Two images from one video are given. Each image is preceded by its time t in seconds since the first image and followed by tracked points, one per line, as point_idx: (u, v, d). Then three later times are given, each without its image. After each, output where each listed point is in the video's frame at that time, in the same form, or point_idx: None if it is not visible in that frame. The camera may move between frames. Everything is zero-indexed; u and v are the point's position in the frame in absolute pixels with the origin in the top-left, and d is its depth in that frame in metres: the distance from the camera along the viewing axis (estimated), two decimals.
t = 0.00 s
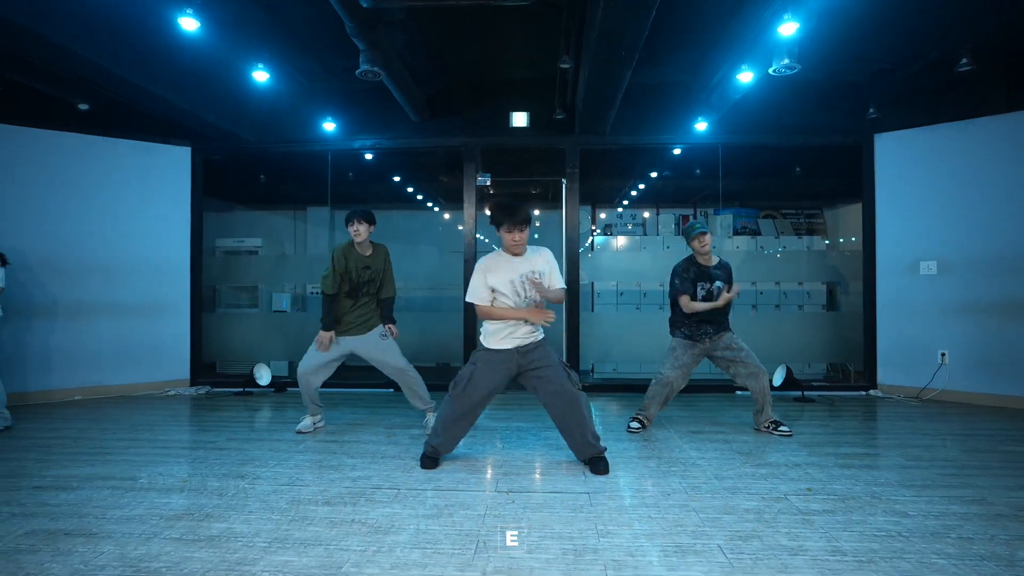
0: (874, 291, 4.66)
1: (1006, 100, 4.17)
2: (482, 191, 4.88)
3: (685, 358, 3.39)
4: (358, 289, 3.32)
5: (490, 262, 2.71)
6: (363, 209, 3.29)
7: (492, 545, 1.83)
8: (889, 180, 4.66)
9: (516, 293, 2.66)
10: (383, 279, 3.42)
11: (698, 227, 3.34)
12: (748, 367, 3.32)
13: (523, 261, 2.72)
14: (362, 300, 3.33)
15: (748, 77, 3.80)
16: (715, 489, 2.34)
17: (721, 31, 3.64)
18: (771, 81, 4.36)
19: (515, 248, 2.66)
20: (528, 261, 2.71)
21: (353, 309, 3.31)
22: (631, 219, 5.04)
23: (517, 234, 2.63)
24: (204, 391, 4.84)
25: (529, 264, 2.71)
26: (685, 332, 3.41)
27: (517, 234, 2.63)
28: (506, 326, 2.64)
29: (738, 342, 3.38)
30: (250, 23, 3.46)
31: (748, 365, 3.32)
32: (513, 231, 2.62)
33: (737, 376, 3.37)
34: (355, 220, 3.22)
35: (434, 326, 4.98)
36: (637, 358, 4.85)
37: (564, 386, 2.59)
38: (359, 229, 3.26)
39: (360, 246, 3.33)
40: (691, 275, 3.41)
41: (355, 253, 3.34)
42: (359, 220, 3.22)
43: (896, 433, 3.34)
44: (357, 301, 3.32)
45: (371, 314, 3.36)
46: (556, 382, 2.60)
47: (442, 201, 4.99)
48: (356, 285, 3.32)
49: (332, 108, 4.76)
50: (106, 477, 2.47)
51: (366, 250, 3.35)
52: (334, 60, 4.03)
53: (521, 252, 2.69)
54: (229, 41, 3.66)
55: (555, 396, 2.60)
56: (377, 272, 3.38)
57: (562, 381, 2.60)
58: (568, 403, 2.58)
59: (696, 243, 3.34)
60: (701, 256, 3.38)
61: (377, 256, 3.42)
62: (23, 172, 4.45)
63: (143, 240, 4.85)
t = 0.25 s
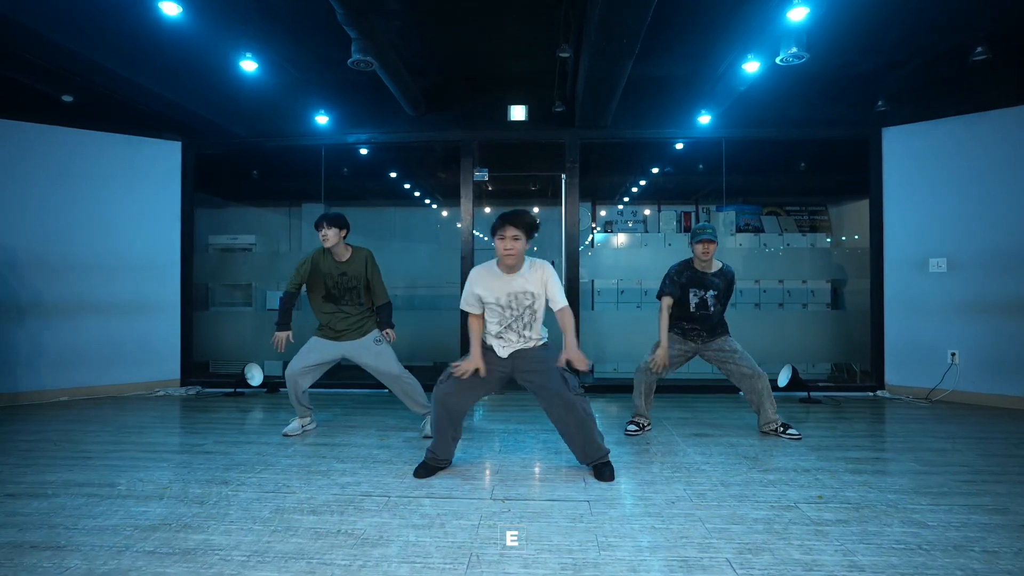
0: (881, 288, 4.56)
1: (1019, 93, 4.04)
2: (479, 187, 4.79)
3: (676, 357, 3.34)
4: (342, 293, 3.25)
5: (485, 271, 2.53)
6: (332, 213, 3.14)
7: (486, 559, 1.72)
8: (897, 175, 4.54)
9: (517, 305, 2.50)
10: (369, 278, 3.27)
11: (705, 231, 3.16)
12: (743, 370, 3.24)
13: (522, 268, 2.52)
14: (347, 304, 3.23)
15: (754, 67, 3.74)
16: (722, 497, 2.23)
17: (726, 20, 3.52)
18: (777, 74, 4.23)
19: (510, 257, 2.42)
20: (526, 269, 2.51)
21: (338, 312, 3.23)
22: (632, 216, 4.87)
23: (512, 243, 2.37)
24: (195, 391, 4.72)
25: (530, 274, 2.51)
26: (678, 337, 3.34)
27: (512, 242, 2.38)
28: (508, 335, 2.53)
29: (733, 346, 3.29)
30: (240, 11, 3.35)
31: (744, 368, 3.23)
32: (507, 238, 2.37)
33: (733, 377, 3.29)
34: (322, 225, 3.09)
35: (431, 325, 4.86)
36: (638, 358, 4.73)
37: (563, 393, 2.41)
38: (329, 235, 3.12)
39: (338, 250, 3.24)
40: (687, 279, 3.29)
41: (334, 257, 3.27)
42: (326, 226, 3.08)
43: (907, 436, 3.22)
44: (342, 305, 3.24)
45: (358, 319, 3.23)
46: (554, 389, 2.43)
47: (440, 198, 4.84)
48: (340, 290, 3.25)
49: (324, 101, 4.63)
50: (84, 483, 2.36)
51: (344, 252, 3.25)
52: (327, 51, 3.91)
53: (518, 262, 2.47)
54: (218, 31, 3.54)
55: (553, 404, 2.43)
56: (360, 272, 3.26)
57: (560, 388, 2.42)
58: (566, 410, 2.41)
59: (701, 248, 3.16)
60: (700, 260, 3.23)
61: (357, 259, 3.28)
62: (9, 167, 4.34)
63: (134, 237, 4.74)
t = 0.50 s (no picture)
0: (887, 288, 4.48)
1: None
2: (478, 185, 4.68)
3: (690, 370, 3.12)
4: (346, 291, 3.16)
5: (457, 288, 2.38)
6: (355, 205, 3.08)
7: None
8: (904, 174, 4.45)
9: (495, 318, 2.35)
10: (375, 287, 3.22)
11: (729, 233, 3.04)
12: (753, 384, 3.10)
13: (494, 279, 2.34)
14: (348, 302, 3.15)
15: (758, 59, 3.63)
16: (728, 507, 2.13)
17: (730, 13, 3.42)
18: (782, 69, 4.14)
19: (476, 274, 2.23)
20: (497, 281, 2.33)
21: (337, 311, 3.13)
22: (633, 215, 4.75)
23: (477, 259, 2.20)
24: (187, 393, 4.63)
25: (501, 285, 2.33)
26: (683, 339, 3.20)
27: (475, 257, 2.20)
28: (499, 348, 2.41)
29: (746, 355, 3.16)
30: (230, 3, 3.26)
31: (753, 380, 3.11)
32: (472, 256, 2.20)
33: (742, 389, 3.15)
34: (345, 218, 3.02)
35: (428, 326, 4.76)
36: (640, 360, 4.63)
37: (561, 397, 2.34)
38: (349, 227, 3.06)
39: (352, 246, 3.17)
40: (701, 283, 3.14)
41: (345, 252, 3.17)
42: (348, 217, 3.02)
43: (917, 441, 3.13)
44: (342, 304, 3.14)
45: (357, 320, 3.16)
46: (550, 392, 2.36)
47: (440, 197, 4.75)
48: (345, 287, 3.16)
49: (319, 98, 4.55)
50: (63, 492, 2.27)
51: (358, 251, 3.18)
52: (320, 45, 3.81)
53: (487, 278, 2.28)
54: (208, 23, 3.45)
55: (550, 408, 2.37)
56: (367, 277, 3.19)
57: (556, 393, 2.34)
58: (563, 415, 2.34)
59: (726, 249, 3.03)
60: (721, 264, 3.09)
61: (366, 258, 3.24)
62: None
63: (126, 236, 4.65)
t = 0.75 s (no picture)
0: (889, 289, 4.46)
1: None
2: (478, 186, 4.67)
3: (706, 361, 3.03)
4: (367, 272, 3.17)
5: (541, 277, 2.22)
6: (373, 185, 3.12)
7: None
8: (906, 174, 4.43)
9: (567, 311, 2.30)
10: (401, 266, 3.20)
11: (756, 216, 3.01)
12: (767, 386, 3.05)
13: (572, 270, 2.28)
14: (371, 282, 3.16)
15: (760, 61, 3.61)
16: (730, 510, 2.11)
17: (732, 13, 3.40)
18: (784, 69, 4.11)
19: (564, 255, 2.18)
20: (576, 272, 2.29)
21: (360, 292, 3.15)
22: (633, 216, 4.73)
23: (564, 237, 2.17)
24: (186, 394, 4.61)
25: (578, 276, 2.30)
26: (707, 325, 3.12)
27: (567, 242, 2.17)
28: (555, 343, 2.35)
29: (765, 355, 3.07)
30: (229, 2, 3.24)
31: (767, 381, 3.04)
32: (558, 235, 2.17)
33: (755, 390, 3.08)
34: (364, 198, 3.05)
35: (427, 327, 4.73)
36: (641, 360, 4.61)
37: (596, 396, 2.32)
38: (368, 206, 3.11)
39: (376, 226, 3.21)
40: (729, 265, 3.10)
41: (368, 232, 3.23)
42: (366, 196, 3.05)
43: (920, 444, 3.11)
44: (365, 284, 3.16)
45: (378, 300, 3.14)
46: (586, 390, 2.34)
47: (439, 197, 4.72)
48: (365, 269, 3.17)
49: (319, 97, 4.53)
50: (59, 495, 2.24)
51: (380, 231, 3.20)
52: (320, 44, 3.79)
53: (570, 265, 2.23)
54: (207, 23, 3.43)
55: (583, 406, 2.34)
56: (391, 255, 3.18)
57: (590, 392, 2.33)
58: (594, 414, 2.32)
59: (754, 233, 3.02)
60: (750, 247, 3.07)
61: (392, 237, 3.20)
62: None
63: (123, 236, 4.63)
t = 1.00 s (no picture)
0: (885, 289, 4.52)
1: None
2: (479, 188, 4.73)
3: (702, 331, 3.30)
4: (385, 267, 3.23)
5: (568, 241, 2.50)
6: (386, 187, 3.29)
7: (485, 572, 1.66)
8: (901, 176, 4.49)
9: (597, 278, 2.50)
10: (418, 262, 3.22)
11: (745, 190, 3.14)
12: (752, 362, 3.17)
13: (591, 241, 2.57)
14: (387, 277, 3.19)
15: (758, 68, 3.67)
16: (726, 505, 2.17)
17: (729, 19, 3.47)
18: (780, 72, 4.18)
19: (580, 223, 2.49)
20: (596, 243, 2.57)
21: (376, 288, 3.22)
22: (632, 217, 4.88)
23: (581, 206, 2.47)
24: (190, 394, 4.66)
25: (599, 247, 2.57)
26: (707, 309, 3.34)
27: (584, 209, 2.46)
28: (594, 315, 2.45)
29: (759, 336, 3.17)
30: (236, 9, 3.30)
31: (754, 360, 3.16)
32: (575, 202, 2.47)
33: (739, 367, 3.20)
34: (379, 199, 3.24)
35: (429, 328, 4.78)
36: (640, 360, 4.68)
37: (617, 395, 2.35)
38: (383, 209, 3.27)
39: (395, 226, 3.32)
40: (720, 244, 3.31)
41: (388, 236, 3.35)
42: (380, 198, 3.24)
43: (913, 441, 3.17)
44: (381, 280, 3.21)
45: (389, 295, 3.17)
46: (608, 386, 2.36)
47: (440, 198, 4.77)
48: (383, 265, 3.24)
49: (323, 101, 4.60)
50: (72, 491, 2.30)
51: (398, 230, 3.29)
52: (325, 49, 3.86)
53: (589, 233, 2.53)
54: (214, 29, 3.50)
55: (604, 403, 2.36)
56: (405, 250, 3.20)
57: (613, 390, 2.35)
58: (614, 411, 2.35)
59: (738, 206, 3.17)
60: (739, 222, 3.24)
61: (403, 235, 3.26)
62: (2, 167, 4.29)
63: (129, 238, 4.69)
